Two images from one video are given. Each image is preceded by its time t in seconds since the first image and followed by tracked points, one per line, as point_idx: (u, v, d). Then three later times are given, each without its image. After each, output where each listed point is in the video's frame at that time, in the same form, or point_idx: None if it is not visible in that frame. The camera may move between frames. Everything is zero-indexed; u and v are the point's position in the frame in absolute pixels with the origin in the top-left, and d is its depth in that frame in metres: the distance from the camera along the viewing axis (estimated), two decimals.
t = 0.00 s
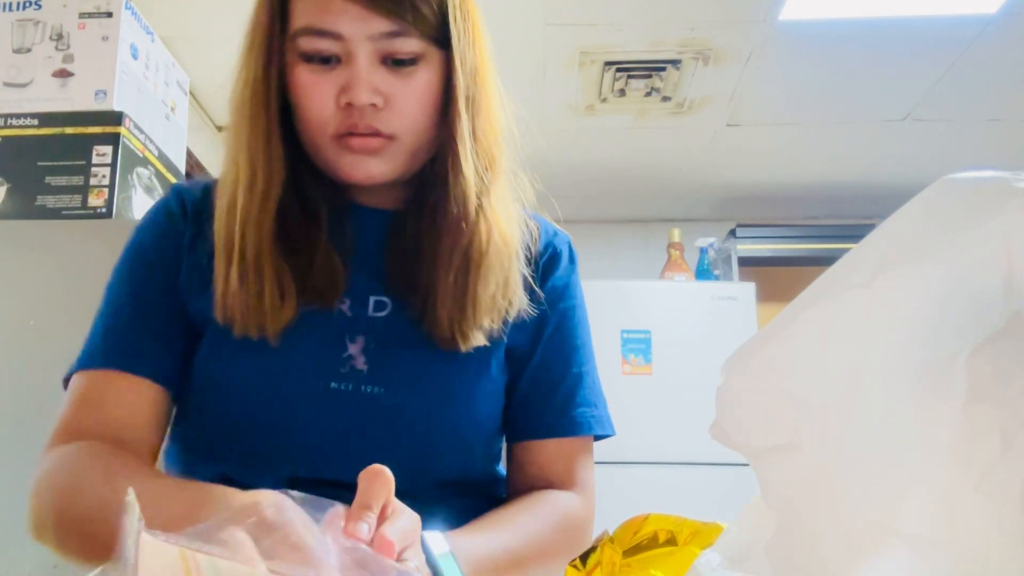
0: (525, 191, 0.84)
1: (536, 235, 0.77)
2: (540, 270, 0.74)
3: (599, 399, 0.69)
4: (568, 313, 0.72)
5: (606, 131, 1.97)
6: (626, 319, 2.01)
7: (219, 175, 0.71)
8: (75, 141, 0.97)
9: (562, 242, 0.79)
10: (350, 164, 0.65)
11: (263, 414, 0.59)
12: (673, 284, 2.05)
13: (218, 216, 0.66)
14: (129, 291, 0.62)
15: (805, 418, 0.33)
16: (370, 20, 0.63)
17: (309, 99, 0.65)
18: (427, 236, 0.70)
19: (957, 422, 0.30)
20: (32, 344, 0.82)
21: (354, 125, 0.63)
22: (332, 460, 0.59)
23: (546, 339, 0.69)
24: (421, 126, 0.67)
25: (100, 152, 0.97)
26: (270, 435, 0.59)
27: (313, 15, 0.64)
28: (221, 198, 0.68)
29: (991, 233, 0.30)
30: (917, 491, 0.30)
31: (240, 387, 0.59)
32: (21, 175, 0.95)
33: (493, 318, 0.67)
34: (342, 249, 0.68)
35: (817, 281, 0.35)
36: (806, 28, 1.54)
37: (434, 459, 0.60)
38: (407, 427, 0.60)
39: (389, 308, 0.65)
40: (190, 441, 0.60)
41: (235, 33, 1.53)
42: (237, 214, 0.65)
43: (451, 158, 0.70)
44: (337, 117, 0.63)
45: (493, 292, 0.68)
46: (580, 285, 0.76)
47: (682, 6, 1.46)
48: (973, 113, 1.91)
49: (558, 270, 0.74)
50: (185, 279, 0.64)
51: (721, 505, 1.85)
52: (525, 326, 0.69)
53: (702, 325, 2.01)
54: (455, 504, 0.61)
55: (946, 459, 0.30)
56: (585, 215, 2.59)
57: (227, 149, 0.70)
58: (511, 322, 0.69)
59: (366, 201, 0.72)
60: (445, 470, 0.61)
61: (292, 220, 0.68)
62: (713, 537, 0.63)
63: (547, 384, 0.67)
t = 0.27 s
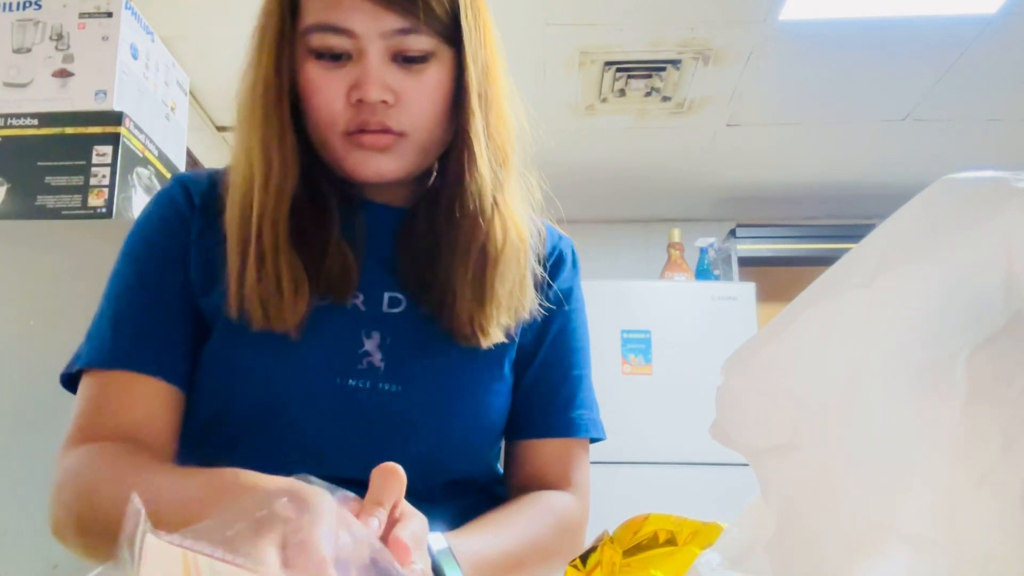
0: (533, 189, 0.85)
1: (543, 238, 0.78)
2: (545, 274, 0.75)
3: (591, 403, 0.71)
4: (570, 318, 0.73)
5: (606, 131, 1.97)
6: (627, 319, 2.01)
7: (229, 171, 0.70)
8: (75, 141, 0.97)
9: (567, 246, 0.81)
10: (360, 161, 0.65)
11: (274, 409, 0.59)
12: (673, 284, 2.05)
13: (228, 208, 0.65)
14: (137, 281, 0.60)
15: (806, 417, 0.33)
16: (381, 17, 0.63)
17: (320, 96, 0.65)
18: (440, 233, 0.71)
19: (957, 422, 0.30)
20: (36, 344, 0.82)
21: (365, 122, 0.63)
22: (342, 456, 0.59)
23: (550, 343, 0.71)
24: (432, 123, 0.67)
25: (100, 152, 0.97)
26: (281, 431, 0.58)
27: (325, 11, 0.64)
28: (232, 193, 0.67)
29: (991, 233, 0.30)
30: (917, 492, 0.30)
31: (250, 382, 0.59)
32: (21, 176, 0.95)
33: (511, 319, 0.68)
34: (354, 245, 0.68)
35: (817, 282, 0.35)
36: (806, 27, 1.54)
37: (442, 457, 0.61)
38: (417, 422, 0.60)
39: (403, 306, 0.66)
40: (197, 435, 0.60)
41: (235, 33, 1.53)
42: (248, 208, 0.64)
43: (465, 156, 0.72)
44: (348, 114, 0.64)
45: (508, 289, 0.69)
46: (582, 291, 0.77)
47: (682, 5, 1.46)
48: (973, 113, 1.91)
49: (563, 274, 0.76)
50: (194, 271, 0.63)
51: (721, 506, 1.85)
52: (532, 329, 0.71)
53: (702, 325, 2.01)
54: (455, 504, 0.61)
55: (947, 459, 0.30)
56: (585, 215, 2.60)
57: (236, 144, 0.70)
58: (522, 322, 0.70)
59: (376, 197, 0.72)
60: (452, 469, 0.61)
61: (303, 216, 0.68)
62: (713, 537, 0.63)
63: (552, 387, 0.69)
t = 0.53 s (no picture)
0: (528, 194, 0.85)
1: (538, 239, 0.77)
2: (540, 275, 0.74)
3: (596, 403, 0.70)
4: (568, 319, 0.72)
5: (606, 131, 1.97)
6: (627, 319, 2.01)
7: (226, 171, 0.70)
8: (76, 141, 0.97)
9: (562, 248, 0.79)
10: (355, 161, 0.65)
11: (269, 408, 0.59)
12: (673, 284, 2.05)
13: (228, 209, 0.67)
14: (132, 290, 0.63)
15: (806, 417, 0.33)
16: (376, 17, 0.62)
17: (315, 96, 0.65)
18: (435, 234, 0.71)
19: (958, 422, 0.30)
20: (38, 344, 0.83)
21: (360, 122, 0.63)
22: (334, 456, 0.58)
23: (548, 345, 0.70)
24: (427, 124, 0.67)
25: (100, 152, 0.96)
26: (274, 431, 0.58)
27: (319, 10, 0.63)
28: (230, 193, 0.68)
29: (991, 232, 0.30)
30: (916, 491, 0.30)
31: (247, 380, 0.60)
32: (21, 176, 0.95)
33: (504, 318, 0.68)
34: (348, 246, 0.68)
35: (817, 281, 0.35)
36: (806, 27, 1.54)
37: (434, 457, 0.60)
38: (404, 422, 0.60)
39: (392, 306, 0.65)
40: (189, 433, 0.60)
41: (235, 32, 1.53)
42: (247, 210, 0.66)
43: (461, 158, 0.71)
44: (343, 113, 0.64)
45: (504, 291, 0.69)
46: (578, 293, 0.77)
47: (682, 6, 1.46)
48: (972, 113, 1.91)
49: (557, 276, 0.75)
50: (184, 278, 0.65)
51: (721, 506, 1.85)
52: (524, 330, 0.70)
53: (702, 325, 2.01)
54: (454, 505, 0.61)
55: (946, 458, 0.30)
56: (585, 215, 2.60)
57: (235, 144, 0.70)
58: (515, 325, 0.70)
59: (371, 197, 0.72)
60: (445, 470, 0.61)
61: (299, 217, 0.69)
62: (713, 536, 0.63)
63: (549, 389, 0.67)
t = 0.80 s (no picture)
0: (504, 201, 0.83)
1: (511, 235, 0.74)
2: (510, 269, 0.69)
3: (585, 396, 0.64)
4: (544, 310, 0.67)
5: (606, 131, 1.97)
6: (626, 319, 2.01)
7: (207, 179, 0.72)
8: (75, 141, 0.97)
9: (540, 241, 0.74)
10: (325, 163, 0.66)
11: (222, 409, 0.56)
12: (673, 284, 2.05)
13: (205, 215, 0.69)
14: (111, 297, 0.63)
15: (805, 417, 0.33)
16: (345, 22, 0.64)
17: (288, 100, 0.66)
18: (403, 230, 0.69)
19: (958, 423, 0.30)
20: (38, 343, 0.82)
21: (328, 123, 0.64)
22: (288, 456, 0.55)
23: (523, 339, 0.65)
24: (397, 127, 0.67)
25: (100, 152, 0.97)
26: (226, 430, 0.56)
27: (292, 17, 0.65)
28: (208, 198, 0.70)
29: (990, 233, 0.30)
30: (917, 491, 0.30)
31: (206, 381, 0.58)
32: (20, 176, 0.95)
33: (467, 311, 0.64)
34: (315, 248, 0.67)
35: (817, 281, 0.35)
36: (806, 27, 1.54)
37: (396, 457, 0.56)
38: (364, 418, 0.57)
39: (355, 302, 0.64)
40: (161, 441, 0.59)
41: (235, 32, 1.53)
42: (221, 212, 0.68)
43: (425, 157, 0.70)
44: (312, 116, 0.64)
45: (467, 285, 0.66)
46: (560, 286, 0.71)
47: (681, 6, 1.46)
48: (972, 113, 1.91)
49: (534, 268, 0.70)
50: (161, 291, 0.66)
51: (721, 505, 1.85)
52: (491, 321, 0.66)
53: (702, 325, 2.01)
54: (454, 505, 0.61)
55: (946, 458, 0.30)
56: (585, 215, 2.60)
57: (217, 152, 0.73)
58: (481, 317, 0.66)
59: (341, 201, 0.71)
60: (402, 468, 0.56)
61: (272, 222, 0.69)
62: (713, 537, 0.63)
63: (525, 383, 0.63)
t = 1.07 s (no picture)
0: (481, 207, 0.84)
1: (487, 240, 0.74)
2: (491, 273, 0.71)
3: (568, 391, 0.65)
4: (525, 312, 0.68)
5: (606, 131, 1.97)
6: (627, 319, 2.01)
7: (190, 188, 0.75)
8: (76, 141, 0.97)
9: (520, 246, 0.75)
10: (303, 169, 0.68)
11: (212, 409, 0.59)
12: (672, 284, 2.05)
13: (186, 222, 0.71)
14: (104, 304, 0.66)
15: (805, 417, 0.33)
16: (325, 36, 0.66)
17: (269, 109, 0.68)
18: (370, 237, 0.69)
19: (957, 424, 0.30)
20: (39, 342, 0.83)
21: (307, 131, 0.66)
22: (268, 453, 0.57)
23: (507, 340, 0.66)
24: (375, 136, 0.69)
25: (100, 152, 0.97)
26: (210, 430, 0.58)
27: (276, 31, 0.68)
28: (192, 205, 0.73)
29: (991, 232, 0.30)
30: (917, 492, 0.30)
31: (196, 385, 0.61)
32: (20, 175, 0.95)
33: (435, 317, 0.66)
34: (294, 254, 0.69)
35: (817, 282, 0.35)
36: (805, 27, 1.54)
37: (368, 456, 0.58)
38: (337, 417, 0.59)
39: (331, 307, 0.66)
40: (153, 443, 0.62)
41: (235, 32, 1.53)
42: (203, 219, 0.70)
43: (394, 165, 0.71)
44: (291, 124, 0.66)
45: (430, 293, 0.66)
46: (541, 288, 0.72)
47: (681, 6, 1.46)
48: (972, 113, 1.91)
49: (513, 272, 0.71)
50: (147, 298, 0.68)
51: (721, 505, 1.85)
52: (468, 320, 0.67)
53: (702, 325, 2.01)
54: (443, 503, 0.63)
55: (946, 459, 0.30)
56: (585, 215, 2.60)
57: (201, 162, 0.75)
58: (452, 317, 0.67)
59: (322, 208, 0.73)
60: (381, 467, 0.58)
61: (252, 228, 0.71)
62: (713, 537, 0.63)
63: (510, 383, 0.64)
